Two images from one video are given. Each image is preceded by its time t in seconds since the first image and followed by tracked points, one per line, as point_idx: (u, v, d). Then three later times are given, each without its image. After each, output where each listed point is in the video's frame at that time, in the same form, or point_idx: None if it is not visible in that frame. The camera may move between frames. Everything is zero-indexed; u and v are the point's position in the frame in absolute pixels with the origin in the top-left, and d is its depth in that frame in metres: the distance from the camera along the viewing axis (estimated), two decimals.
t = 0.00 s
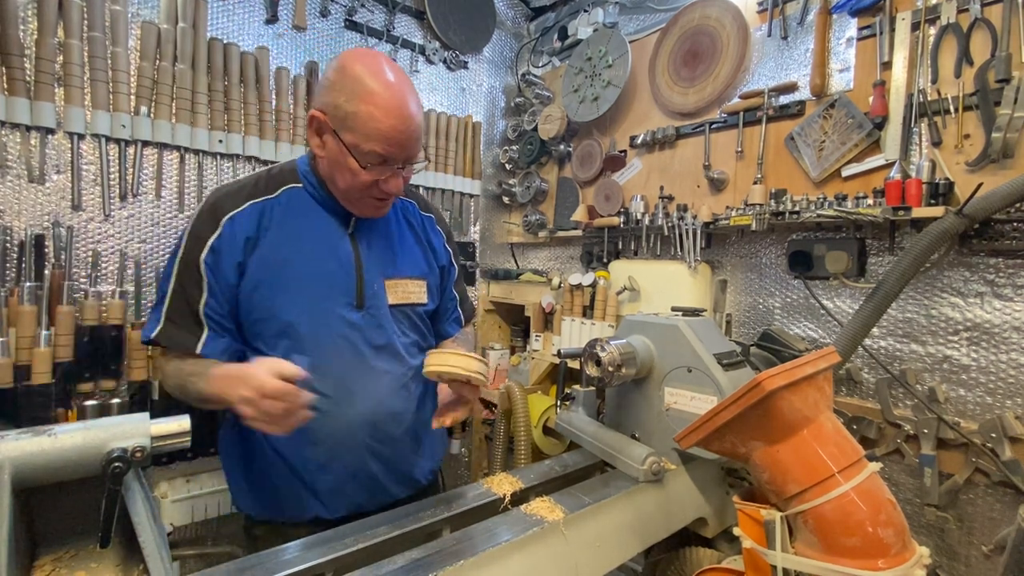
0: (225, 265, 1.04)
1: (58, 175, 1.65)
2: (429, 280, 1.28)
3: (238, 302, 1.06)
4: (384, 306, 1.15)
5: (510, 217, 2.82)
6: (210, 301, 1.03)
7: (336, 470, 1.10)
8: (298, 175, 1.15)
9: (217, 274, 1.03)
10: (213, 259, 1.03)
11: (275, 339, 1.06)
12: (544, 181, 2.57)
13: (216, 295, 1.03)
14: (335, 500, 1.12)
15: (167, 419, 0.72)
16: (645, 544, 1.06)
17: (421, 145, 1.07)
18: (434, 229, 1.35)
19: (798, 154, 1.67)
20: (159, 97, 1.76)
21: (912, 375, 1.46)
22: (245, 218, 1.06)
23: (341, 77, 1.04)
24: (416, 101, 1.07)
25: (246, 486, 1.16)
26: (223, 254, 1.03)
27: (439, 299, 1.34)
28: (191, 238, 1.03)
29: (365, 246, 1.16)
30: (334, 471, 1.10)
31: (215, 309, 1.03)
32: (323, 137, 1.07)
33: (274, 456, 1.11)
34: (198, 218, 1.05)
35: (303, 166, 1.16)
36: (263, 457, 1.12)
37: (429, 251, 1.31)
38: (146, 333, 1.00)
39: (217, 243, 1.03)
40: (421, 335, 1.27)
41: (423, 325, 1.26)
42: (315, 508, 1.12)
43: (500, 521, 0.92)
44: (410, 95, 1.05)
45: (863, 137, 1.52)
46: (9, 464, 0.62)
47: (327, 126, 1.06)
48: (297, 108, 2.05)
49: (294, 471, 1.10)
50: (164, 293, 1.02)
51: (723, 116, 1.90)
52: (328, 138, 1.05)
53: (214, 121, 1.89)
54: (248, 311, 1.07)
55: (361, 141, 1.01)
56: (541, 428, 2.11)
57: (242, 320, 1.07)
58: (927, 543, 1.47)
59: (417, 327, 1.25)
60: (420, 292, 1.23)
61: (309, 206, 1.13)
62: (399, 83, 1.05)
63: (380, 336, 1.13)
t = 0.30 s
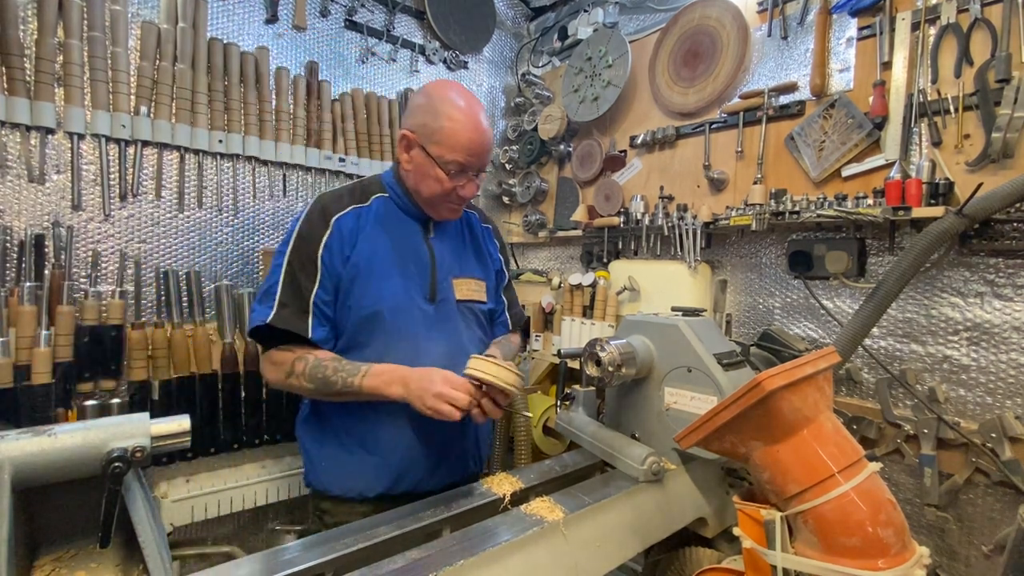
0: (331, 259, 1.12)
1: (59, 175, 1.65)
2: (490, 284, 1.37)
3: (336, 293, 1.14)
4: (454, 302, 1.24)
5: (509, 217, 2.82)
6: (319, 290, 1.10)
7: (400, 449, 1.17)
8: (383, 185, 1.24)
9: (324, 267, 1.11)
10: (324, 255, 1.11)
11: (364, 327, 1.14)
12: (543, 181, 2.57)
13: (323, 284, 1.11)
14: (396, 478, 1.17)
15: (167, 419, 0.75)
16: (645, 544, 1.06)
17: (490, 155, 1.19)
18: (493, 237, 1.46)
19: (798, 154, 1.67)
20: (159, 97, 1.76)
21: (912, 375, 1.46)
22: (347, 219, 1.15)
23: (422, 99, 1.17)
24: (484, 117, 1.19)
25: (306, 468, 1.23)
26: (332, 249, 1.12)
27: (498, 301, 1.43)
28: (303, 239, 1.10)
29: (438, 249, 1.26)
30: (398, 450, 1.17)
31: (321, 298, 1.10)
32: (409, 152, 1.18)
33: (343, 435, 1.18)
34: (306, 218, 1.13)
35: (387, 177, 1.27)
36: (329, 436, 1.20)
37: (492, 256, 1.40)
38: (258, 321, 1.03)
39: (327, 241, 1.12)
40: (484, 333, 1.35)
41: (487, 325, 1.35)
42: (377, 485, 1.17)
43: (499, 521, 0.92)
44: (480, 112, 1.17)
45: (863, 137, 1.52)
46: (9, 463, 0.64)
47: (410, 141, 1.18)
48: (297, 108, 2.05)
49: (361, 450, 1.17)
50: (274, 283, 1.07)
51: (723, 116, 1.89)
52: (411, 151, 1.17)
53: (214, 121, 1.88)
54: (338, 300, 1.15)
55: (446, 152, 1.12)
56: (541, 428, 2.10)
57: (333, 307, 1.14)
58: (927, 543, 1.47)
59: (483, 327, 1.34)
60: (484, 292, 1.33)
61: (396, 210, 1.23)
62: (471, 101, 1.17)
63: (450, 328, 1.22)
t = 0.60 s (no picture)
0: (382, 250, 1.18)
1: (59, 175, 1.65)
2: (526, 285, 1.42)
3: (382, 281, 1.20)
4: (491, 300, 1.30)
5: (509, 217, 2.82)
6: (368, 278, 1.15)
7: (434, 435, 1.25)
8: (432, 186, 1.28)
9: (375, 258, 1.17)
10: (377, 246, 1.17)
11: (407, 316, 1.20)
12: (543, 181, 2.57)
13: (373, 273, 1.16)
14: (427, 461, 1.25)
15: (166, 419, 0.75)
16: (645, 544, 1.06)
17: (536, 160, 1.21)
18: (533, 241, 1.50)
19: (798, 154, 1.67)
20: (159, 97, 1.76)
21: (912, 375, 1.46)
22: (401, 215, 1.21)
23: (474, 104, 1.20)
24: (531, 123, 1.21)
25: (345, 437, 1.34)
26: (383, 242, 1.18)
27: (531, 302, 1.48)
28: (358, 234, 1.15)
29: (483, 250, 1.30)
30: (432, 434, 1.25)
31: (370, 285, 1.16)
32: (459, 156, 1.22)
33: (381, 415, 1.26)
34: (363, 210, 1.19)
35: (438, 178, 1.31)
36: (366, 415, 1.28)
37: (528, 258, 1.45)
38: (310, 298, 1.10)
39: (380, 233, 1.18)
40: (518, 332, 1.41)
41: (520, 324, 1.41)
42: (408, 465, 1.25)
43: (500, 521, 0.92)
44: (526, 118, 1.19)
45: (863, 137, 1.52)
46: (9, 463, 0.64)
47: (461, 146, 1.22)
48: (297, 108, 2.05)
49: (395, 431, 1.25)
50: (329, 267, 1.12)
51: (723, 116, 1.89)
52: (461, 155, 1.21)
53: (214, 121, 1.88)
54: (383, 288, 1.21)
55: (492, 157, 1.15)
56: (541, 428, 2.10)
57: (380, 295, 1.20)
58: (928, 543, 1.47)
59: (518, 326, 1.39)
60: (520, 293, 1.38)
61: (444, 210, 1.27)
62: (517, 109, 1.19)
63: (486, 326, 1.27)
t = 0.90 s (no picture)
0: (387, 253, 1.17)
1: (59, 175, 1.65)
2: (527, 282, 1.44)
3: (389, 283, 1.18)
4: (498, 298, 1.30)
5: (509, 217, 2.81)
6: (372, 280, 1.14)
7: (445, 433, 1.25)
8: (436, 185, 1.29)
9: (380, 261, 1.16)
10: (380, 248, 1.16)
11: (418, 315, 1.19)
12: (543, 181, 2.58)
13: (377, 275, 1.15)
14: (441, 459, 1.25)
15: (166, 419, 0.75)
16: (645, 544, 1.06)
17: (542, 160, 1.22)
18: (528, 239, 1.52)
19: (798, 154, 1.67)
20: (159, 97, 1.76)
21: (912, 375, 1.46)
22: (404, 216, 1.20)
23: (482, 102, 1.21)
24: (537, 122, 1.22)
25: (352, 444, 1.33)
26: (387, 244, 1.17)
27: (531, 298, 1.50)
28: (359, 236, 1.14)
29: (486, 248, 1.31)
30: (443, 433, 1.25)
31: (374, 289, 1.15)
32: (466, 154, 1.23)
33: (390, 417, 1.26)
34: (364, 212, 1.18)
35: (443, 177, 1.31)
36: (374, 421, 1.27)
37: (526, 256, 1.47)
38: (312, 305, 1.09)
39: (383, 235, 1.16)
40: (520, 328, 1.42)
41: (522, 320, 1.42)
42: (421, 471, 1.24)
43: (500, 521, 0.92)
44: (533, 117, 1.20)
45: (863, 137, 1.52)
46: (9, 463, 0.64)
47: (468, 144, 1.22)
48: (297, 108, 2.04)
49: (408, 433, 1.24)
50: (331, 273, 1.11)
51: (723, 116, 1.89)
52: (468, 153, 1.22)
53: (214, 121, 1.88)
54: (389, 290, 1.19)
55: (498, 155, 1.16)
56: (541, 427, 2.08)
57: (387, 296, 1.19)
58: (928, 544, 1.47)
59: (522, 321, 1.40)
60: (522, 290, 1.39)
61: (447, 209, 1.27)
62: (524, 108, 1.20)
63: (494, 322, 1.27)
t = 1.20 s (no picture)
0: (381, 270, 1.13)
1: (59, 175, 1.65)
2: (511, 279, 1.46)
3: (384, 300, 1.15)
4: (490, 302, 1.33)
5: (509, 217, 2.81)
6: (368, 300, 1.09)
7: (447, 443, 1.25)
8: (418, 183, 1.27)
9: (376, 279, 1.12)
10: (372, 264, 1.12)
11: (418, 328, 1.19)
12: (543, 181, 2.58)
13: (373, 294, 1.11)
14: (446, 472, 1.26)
15: (166, 419, 0.76)
16: (645, 544, 1.06)
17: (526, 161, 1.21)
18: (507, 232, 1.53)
19: (798, 154, 1.67)
20: (159, 96, 1.76)
21: (912, 375, 1.46)
22: (394, 228, 1.16)
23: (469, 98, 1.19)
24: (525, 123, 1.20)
25: (350, 468, 1.31)
26: (380, 260, 1.13)
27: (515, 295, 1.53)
28: (351, 247, 1.10)
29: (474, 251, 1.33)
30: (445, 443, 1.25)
31: (370, 310, 1.10)
32: (448, 150, 1.21)
33: (389, 434, 1.25)
34: (350, 223, 1.13)
35: (421, 174, 1.29)
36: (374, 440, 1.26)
37: (506, 250, 1.47)
38: (306, 341, 1.01)
39: (375, 251, 1.12)
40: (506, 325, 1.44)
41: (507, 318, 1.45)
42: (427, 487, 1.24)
43: (500, 521, 0.92)
44: (521, 117, 1.19)
45: (863, 137, 1.52)
46: (9, 463, 0.65)
47: (451, 140, 1.21)
48: (297, 108, 2.04)
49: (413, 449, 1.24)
50: (319, 297, 1.04)
51: (723, 116, 1.89)
52: (451, 149, 1.21)
53: (214, 121, 1.88)
54: (386, 308, 1.17)
55: (482, 153, 1.15)
56: (541, 427, 2.04)
57: (384, 313, 1.16)
58: (928, 544, 1.47)
59: (507, 318, 1.43)
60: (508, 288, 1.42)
61: (435, 211, 1.26)
62: (511, 106, 1.19)
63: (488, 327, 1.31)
